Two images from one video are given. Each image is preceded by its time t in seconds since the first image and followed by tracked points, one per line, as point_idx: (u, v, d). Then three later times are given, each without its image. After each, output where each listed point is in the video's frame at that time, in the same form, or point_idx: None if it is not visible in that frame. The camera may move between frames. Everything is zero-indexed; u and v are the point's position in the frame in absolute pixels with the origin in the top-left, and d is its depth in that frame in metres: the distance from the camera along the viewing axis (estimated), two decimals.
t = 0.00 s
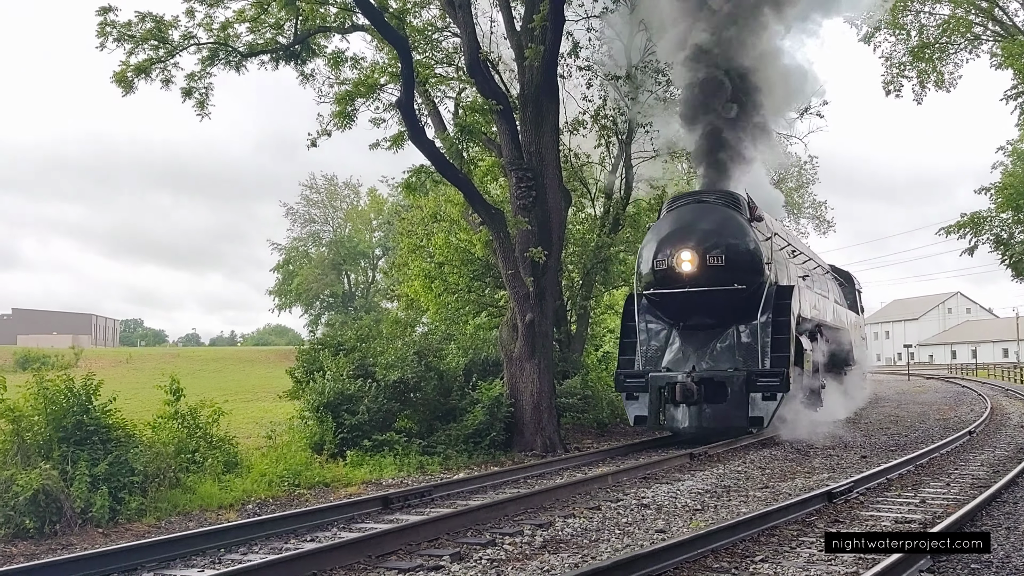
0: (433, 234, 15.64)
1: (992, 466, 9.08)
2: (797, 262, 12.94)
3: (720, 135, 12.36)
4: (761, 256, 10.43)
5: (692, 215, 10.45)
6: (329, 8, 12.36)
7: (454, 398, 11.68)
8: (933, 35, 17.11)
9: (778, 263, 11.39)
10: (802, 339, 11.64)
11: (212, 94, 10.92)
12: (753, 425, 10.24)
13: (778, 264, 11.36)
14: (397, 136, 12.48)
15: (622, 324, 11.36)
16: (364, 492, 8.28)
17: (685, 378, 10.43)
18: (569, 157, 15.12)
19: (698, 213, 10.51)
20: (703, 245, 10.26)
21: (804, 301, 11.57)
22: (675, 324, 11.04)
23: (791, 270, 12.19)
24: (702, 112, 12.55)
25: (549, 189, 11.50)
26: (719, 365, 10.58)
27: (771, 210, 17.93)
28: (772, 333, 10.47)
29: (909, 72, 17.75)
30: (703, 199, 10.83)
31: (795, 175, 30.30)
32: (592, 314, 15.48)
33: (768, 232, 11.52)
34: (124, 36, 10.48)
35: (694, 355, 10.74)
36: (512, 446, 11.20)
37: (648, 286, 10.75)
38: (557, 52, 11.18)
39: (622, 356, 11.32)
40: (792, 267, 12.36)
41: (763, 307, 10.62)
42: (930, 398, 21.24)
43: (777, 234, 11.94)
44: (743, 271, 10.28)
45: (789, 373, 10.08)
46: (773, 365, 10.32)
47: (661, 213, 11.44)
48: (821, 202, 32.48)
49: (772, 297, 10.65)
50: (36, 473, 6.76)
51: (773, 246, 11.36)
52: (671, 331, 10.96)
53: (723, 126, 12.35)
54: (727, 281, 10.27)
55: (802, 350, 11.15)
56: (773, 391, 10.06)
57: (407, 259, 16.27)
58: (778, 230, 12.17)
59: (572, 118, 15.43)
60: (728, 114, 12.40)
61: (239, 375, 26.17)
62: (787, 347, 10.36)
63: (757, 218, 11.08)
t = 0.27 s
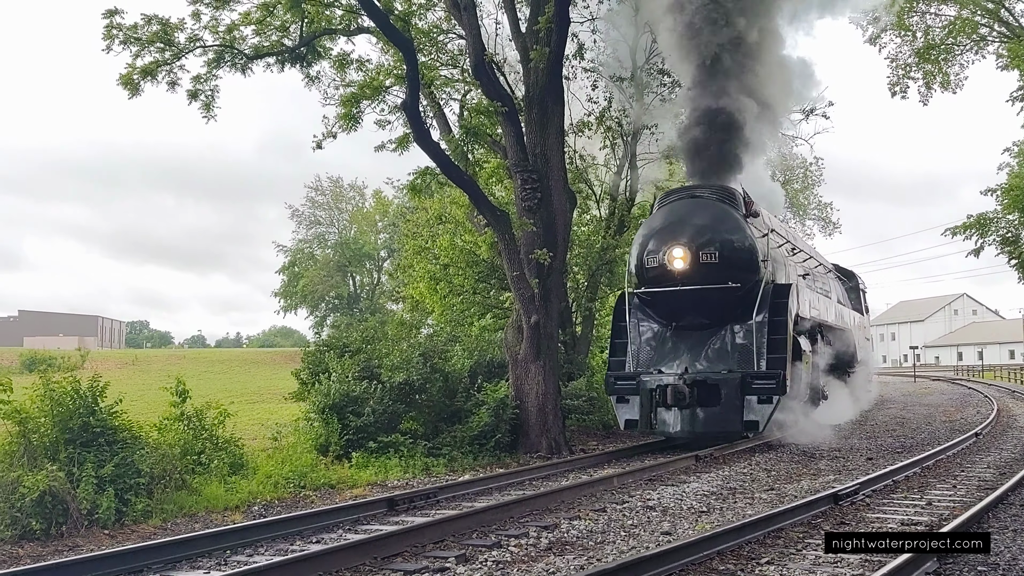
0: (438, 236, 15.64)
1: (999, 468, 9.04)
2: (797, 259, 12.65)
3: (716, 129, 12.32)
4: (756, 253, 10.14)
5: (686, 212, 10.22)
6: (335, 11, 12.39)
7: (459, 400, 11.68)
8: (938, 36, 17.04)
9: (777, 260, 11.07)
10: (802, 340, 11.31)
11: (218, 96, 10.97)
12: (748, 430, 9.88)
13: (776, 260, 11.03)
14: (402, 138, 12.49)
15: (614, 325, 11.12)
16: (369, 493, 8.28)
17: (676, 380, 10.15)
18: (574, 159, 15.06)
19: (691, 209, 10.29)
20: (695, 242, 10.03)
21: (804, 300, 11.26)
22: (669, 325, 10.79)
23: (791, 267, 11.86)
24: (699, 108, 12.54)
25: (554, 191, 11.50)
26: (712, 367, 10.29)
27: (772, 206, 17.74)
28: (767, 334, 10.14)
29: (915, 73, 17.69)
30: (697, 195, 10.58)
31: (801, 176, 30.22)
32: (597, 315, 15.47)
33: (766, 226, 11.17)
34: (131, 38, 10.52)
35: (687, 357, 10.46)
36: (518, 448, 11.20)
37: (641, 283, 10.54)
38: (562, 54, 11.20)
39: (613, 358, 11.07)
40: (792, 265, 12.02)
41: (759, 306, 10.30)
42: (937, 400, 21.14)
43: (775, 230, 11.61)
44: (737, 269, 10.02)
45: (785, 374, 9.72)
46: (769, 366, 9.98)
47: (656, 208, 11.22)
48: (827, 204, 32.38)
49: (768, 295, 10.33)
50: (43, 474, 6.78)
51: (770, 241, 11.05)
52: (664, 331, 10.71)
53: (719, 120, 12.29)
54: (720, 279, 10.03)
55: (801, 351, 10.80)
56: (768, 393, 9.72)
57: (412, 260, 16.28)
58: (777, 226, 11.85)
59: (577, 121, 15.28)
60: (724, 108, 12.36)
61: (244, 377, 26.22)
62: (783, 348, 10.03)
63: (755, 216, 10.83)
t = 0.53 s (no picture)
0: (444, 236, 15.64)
1: (1007, 469, 8.98)
2: (797, 256, 12.33)
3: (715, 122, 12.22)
4: (752, 248, 9.74)
5: (678, 206, 9.85)
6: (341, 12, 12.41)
7: (466, 400, 11.69)
8: (946, 36, 16.96)
9: (775, 257, 10.69)
10: (801, 340, 10.97)
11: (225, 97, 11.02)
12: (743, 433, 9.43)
13: (774, 257, 10.63)
14: (408, 138, 12.50)
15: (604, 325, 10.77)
16: (376, 493, 8.29)
17: (669, 380, 9.72)
18: (581, 159, 14.98)
19: (685, 203, 9.91)
20: (688, 236, 9.65)
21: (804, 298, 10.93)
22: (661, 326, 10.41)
23: (790, 265, 11.52)
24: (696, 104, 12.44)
25: (560, 192, 11.48)
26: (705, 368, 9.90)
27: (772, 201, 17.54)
28: (764, 333, 9.72)
29: (922, 73, 17.61)
30: (692, 189, 10.23)
31: (808, 176, 30.13)
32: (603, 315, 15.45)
33: (763, 222, 10.78)
34: (138, 39, 10.56)
35: (680, 357, 10.06)
36: (524, 448, 11.19)
37: (632, 280, 10.16)
38: (568, 55, 11.19)
39: (603, 360, 10.70)
40: (791, 262, 11.66)
41: (755, 304, 9.85)
42: (945, 401, 21.04)
43: (773, 226, 11.24)
44: (732, 264, 9.61)
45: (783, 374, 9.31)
46: (766, 366, 9.58)
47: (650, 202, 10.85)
48: (834, 204, 32.28)
49: (765, 292, 9.89)
50: (51, 474, 6.81)
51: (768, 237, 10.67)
52: (656, 331, 10.36)
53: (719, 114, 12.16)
54: (714, 275, 9.62)
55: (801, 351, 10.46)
56: (764, 395, 9.29)
57: (418, 261, 16.30)
58: (776, 223, 11.51)
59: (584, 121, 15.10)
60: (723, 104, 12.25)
61: (251, 377, 26.30)
62: (781, 348, 9.61)
63: (752, 210, 10.42)
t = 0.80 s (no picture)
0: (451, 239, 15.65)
1: (1017, 472, 8.93)
2: (798, 254, 12.01)
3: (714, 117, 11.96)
4: (749, 246, 9.29)
5: (672, 201, 9.44)
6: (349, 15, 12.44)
7: (473, 403, 11.68)
8: (954, 37, 16.88)
9: (775, 254, 10.32)
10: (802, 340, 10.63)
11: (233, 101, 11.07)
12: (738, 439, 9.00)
13: (773, 255, 10.23)
14: (416, 141, 12.53)
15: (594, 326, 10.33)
16: (384, 496, 8.29)
17: (661, 384, 9.26)
18: (588, 162, 14.97)
19: (679, 199, 9.49)
20: (681, 232, 9.24)
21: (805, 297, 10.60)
22: (653, 325, 9.92)
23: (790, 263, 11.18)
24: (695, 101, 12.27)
25: (568, 194, 11.47)
26: (699, 370, 9.43)
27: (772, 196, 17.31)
28: (761, 334, 9.27)
29: (930, 74, 17.53)
30: (687, 183, 9.81)
31: (816, 178, 30.03)
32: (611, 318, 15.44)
33: (761, 219, 10.38)
34: (147, 43, 10.62)
35: (673, 359, 9.60)
36: (532, 451, 11.18)
37: (623, 279, 9.74)
38: (575, 57, 11.20)
39: (593, 362, 10.24)
40: (790, 259, 11.30)
41: (753, 304, 9.37)
42: (955, 403, 20.93)
43: (772, 223, 10.87)
44: (727, 263, 9.18)
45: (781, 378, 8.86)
46: (763, 369, 9.16)
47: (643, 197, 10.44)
48: (842, 206, 32.18)
49: (763, 291, 9.41)
50: (60, 476, 6.84)
51: (767, 234, 10.28)
52: (647, 331, 9.91)
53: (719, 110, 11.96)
54: (709, 273, 9.17)
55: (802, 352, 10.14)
56: (761, 399, 8.84)
57: (426, 264, 16.32)
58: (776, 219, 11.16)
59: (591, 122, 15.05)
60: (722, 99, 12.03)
61: (260, 379, 26.38)
62: (778, 349, 9.19)
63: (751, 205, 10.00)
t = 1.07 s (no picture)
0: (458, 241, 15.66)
1: None
2: (798, 250, 11.66)
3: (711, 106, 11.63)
4: (743, 242, 9.00)
5: (662, 195, 9.08)
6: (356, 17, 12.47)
7: (482, 404, 11.69)
8: (962, 37, 16.79)
9: (770, 249, 9.97)
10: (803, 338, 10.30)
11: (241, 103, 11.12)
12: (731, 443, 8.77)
13: (767, 249, 9.89)
14: (423, 143, 12.56)
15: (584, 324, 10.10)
16: (392, 498, 8.30)
17: (651, 386, 9.02)
18: (595, 162, 14.96)
19: (669, 192, 9.14)
20: (673, 226, 8.87)
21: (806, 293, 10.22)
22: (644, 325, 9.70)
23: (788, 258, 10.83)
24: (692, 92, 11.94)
25: (575, 195, 11.46)
26: (692, 371, 9.21)
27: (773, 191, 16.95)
28: (756, 333, 9.03)
29: (938, 74, 17.44)
30: (680, 175, 9.46)
31: (824, 178, 29.91)
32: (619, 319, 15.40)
33: (754, 210, 10.05)
34: (155, 46, 10.67)
35: (664, 361, 9.36)
36: (540, 452, 11.17)
37: (612, 276, 9.38)
38: (582, 58, 11.20)
39: (582, 361, 10.04)
40: (788, 255, 10.96)
41: (748, 302, 9.17)
42: (964, 403, 20.84)
43: (769, 216, 10.56)
44: (720, 258, 8.86)
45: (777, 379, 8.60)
46: (758, 370, 8.90)
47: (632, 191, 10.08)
48: (850, 206, 32.05)
49: (758, 288, 9.19)
50: (70, 478, 6.87)
51: (761, 228, 9.93)
52: (637, 329, 9.65)
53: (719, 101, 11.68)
54: (701, 269, 8.87)
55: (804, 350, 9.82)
56: (755, 403, 8.59)
57: (433, 265, 16.34)
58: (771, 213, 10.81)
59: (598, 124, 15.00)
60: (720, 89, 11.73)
61: (268, 381, 26.44)
62: (774, 349, 8.91)
63: (743, 198, 9.68)
